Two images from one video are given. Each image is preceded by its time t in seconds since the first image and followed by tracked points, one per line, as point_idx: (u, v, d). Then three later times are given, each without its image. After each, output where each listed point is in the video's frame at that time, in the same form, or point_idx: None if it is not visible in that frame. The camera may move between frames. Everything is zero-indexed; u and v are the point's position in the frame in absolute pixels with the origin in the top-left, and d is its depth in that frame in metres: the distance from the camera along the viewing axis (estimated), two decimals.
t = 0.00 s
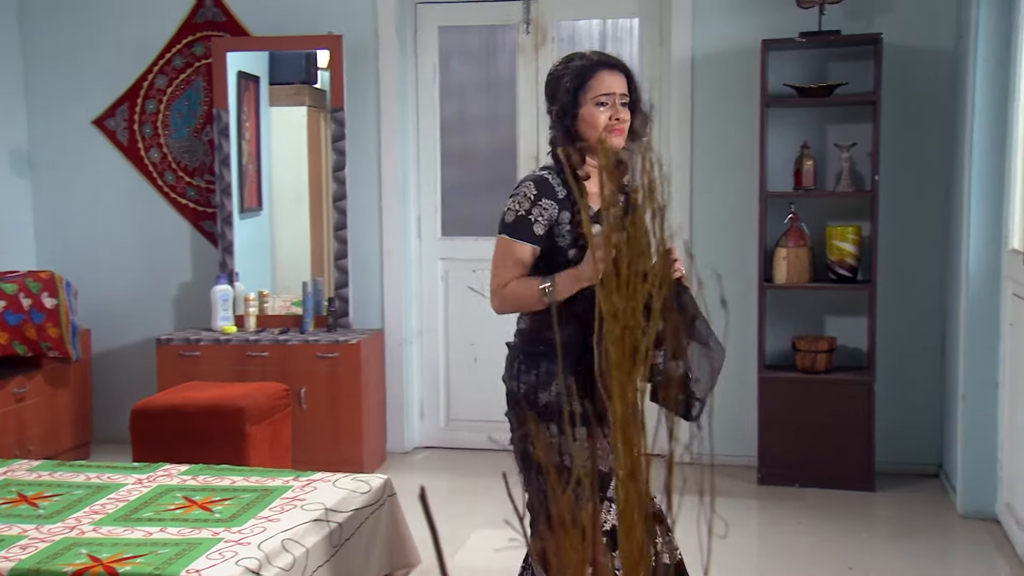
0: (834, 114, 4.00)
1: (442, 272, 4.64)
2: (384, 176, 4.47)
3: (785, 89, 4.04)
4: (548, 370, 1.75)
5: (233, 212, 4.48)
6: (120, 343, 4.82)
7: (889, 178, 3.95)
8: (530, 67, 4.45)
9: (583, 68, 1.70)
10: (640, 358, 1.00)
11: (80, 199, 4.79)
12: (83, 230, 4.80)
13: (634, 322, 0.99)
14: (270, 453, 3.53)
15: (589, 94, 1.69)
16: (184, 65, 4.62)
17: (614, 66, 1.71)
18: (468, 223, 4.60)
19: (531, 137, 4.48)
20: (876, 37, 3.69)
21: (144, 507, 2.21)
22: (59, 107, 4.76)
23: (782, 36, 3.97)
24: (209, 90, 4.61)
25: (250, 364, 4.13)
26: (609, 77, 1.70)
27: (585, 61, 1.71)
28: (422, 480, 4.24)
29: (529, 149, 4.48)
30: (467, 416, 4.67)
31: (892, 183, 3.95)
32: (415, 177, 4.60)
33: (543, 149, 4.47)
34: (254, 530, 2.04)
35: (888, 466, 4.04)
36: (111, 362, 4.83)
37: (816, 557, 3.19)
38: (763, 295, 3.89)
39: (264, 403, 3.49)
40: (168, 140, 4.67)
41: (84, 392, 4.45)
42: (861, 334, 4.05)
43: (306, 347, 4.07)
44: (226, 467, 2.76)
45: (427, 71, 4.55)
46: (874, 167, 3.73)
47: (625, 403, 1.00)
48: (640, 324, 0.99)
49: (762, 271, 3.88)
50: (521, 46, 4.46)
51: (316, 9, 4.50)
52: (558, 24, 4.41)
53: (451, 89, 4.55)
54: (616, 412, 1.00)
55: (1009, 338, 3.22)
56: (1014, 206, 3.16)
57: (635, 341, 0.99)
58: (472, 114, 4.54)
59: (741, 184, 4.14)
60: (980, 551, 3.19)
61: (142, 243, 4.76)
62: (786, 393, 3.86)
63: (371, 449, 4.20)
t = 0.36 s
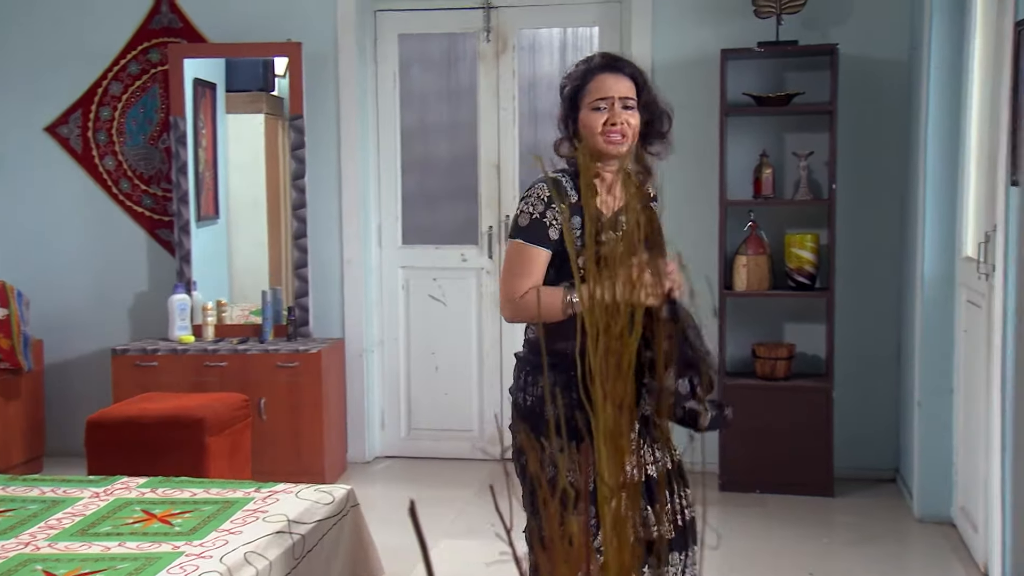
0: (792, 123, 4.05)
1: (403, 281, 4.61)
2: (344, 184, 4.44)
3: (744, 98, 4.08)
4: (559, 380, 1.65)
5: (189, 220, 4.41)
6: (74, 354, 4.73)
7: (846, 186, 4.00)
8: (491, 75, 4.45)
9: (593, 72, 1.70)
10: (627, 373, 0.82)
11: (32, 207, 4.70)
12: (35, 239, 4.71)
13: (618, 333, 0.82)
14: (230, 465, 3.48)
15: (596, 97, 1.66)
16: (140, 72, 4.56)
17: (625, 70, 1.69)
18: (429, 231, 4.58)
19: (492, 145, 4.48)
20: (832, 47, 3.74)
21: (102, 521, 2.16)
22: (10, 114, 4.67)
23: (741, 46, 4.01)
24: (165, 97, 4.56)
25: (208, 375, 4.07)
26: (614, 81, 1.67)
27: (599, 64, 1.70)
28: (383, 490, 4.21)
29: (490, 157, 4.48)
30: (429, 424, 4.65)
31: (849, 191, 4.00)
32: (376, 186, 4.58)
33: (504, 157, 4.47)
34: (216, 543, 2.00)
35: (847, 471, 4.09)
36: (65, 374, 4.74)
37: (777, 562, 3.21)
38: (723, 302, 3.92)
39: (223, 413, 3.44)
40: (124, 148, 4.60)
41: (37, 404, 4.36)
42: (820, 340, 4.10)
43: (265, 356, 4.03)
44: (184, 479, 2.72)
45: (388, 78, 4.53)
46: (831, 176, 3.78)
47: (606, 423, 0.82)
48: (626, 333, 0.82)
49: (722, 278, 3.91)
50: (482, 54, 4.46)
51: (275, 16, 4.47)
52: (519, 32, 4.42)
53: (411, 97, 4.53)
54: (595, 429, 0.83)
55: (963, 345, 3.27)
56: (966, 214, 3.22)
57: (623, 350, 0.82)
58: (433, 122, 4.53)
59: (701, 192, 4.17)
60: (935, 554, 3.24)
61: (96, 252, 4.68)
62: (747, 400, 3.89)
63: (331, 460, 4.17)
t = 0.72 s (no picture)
0: (759, 130, 4.09)
1: (372, 288, 4.58)
2: (312, 191, 4.41)
3: (712, 106, 4.11)
4: (559, 391, 1.64)
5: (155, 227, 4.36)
6: (37, 364, 4.65)
7: (813, 193, 4.04)
8: (460, 82, 4.44)
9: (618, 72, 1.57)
10: (627, 386, 0.77)
11: None
12: None
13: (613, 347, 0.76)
14: (197, 475, 3.44)
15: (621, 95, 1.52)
16: (103, 77, 4.50)
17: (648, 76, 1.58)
18: (397, 238, 4.56)
19: (462, 152, 4.47)
20: (798, 56, 3.78)
21: (68, 533, 2.12)
22: None
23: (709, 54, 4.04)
24: (129, 103, 4.50)
25: (175, 384, 4.02)
26: (642, 87, 1.55)
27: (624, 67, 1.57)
28: (352, 499, 4.17)
29: (459, 163, 4.47)
30: (397, 433, 4.62)
31: (816, 198, 4.04)
32: (344, 193, 4.55)
33: (473, 164, 4.46)
34: (186, 556, 1.97)
35: (815, 476, 4.12)
36: (27, 384, 4.66)
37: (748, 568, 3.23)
38: (693, 309, 3.94)
39: (190, 423, 3.39)
40: (87, 154, 4.54)
41: None
42: (788, 346, 4.13)
43: (232, 365, 3.98)
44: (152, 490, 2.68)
45: (356, 85, 4.50)
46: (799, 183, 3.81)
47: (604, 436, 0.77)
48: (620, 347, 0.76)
49: (691, 285, 3.93)
50: (450, 60, 4.45)
51: (242, 21, 4.43)
52: (488, 39, 4.42)
53: (380, 104, 4.51)
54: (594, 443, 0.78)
55: (929, 350, 3.30)
56: (931, 221, 3.26)
57: (620, 363, 0.76)
58: (402, 128, 4.51)
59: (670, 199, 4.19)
60: (903, 558, 3.27)
61: (59, 260, 4.61)
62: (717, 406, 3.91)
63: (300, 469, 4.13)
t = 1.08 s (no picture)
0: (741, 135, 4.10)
1: (355, 292, 4.57)
2: (295, 195, 4.39)
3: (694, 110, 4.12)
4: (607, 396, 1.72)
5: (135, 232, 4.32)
6: (15, 370, 4.60)
7: (795, 197, 4.06)
8: (443, 86, 4.44)
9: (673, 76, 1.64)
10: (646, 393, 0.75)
11: None
12: None
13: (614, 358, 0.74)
14: (179, 481, 3.41)
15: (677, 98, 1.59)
16: (82, 80, 4.47)
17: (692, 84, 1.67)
18: (380, 242, 4.54)
19: (445, 155, 4.46)
20: (780, 60, 3.79)
21: (51, 542, 2.09)
22: None
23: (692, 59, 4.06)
24: (109, 107, 4.46)
25: (155, 390, 3.98)
26: (689, 86, 1.62)
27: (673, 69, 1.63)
28: (335, 505, 4.15)
29: (442, 168, 4.46)
30: (380, 437, 4.60)
31: (798, 202, 4.06)
32: (326, 197, 4.53)
33: (456, 169, 4.45)
34: (171, 564, 1.95)
35: (797, 479, 4.13)
36: (5, 390, 4.61)
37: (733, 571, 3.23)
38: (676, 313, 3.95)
39: (171, 428, 3.36)
40: (66, 158, 4.49)
41: None
42: (770, 350, 4.14)
43: (214, 370, 3.95)
44: (134, 497, 2.65)
45: (338, 89, 4.49)
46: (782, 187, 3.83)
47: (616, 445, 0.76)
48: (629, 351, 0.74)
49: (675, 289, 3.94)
50: (433, 64, 4.44)
51: (223, 24, 4.40)
52: (471, 43, 4.41)
53: (362, 108, 4.50)
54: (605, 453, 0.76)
55: (912, 353, 3.32)
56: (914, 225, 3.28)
57: (637, 372, 0.75)
58: (385, 132, 4.50)
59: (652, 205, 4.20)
60: (886, 561, 3.28)
61: (37, 265, 4.55)
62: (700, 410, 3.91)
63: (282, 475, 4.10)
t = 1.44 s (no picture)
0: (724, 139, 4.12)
1: (338, 297, 4.55)
2: (278, 199, 4.37)
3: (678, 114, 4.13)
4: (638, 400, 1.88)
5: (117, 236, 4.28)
6: None
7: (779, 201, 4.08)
8: (426, 89, 4.43)
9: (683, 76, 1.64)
10: (670, 394, 0.73)
11: None
12: None
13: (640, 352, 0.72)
14: (163, 488, 3.37)
15: (673, 99, 1.60)
16: (62, 83, 4.43)
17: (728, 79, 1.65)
18: (364, 247, 4.53)
19: (428, 159, 4.45)
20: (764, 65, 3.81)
21: (35, 550, 2.06)
22: None
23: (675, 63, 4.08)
24: (89, 110, 4.43)
25: (137, 395, 3.94)
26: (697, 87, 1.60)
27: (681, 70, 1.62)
28: (319, 510, 4.13)
29: (426, 172, 4.45)
30: (364, 442, 4.59)
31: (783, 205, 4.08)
32: (309, 201, 4.51)
33: (440, 173, 4.44)
34: (158, 571, 1.93)
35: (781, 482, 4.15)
36: None
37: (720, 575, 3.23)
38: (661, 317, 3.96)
39: (155, 434, 3.33)
40: (45, 161, 4.45)
41: None
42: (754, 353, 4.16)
43: (197, 375, 3.92)
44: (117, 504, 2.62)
45: (321, 92, 4.47)
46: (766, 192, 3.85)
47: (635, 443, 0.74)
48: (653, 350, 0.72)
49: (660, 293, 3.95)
50: (417, 68, 4.43)
51: (205, 27, 4.37)
52: (454, 46, 4.41)
53: (346, 111, 4.49)
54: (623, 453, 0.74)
55: (895, 357, 3.34)
56: (897, 230, 3.30)
57: (656, 374, 0.72)
58: (368, 137, 4.49)
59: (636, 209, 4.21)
60: (870, 563, 3.30)
61: (16, 269, 4.50)
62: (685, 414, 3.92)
63: (266, 480, 4.07)
